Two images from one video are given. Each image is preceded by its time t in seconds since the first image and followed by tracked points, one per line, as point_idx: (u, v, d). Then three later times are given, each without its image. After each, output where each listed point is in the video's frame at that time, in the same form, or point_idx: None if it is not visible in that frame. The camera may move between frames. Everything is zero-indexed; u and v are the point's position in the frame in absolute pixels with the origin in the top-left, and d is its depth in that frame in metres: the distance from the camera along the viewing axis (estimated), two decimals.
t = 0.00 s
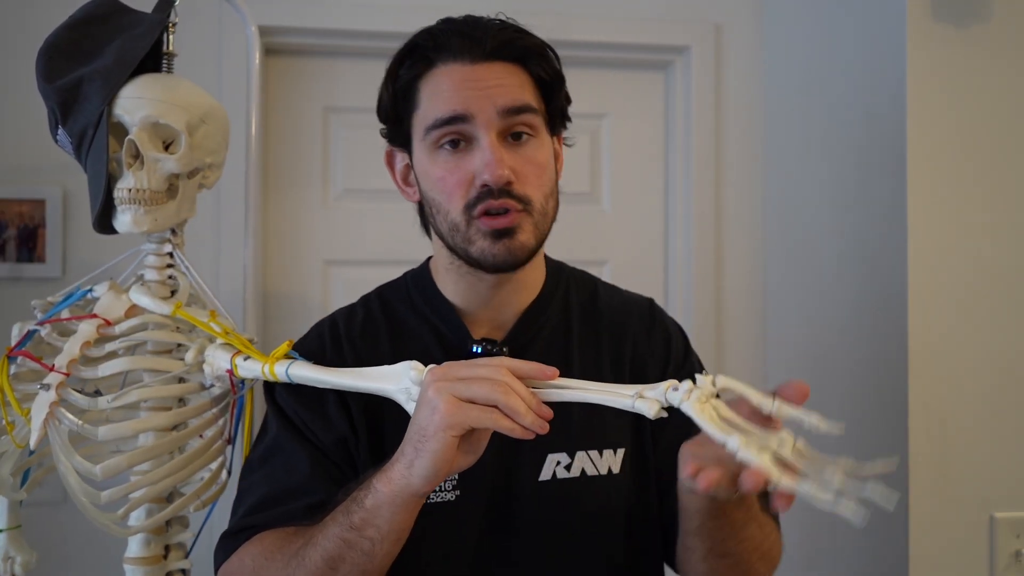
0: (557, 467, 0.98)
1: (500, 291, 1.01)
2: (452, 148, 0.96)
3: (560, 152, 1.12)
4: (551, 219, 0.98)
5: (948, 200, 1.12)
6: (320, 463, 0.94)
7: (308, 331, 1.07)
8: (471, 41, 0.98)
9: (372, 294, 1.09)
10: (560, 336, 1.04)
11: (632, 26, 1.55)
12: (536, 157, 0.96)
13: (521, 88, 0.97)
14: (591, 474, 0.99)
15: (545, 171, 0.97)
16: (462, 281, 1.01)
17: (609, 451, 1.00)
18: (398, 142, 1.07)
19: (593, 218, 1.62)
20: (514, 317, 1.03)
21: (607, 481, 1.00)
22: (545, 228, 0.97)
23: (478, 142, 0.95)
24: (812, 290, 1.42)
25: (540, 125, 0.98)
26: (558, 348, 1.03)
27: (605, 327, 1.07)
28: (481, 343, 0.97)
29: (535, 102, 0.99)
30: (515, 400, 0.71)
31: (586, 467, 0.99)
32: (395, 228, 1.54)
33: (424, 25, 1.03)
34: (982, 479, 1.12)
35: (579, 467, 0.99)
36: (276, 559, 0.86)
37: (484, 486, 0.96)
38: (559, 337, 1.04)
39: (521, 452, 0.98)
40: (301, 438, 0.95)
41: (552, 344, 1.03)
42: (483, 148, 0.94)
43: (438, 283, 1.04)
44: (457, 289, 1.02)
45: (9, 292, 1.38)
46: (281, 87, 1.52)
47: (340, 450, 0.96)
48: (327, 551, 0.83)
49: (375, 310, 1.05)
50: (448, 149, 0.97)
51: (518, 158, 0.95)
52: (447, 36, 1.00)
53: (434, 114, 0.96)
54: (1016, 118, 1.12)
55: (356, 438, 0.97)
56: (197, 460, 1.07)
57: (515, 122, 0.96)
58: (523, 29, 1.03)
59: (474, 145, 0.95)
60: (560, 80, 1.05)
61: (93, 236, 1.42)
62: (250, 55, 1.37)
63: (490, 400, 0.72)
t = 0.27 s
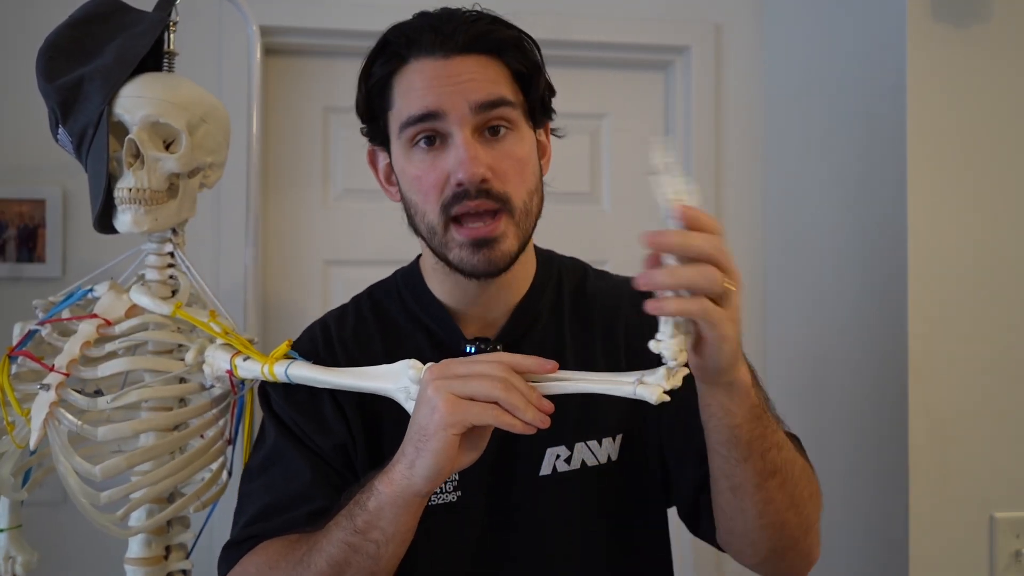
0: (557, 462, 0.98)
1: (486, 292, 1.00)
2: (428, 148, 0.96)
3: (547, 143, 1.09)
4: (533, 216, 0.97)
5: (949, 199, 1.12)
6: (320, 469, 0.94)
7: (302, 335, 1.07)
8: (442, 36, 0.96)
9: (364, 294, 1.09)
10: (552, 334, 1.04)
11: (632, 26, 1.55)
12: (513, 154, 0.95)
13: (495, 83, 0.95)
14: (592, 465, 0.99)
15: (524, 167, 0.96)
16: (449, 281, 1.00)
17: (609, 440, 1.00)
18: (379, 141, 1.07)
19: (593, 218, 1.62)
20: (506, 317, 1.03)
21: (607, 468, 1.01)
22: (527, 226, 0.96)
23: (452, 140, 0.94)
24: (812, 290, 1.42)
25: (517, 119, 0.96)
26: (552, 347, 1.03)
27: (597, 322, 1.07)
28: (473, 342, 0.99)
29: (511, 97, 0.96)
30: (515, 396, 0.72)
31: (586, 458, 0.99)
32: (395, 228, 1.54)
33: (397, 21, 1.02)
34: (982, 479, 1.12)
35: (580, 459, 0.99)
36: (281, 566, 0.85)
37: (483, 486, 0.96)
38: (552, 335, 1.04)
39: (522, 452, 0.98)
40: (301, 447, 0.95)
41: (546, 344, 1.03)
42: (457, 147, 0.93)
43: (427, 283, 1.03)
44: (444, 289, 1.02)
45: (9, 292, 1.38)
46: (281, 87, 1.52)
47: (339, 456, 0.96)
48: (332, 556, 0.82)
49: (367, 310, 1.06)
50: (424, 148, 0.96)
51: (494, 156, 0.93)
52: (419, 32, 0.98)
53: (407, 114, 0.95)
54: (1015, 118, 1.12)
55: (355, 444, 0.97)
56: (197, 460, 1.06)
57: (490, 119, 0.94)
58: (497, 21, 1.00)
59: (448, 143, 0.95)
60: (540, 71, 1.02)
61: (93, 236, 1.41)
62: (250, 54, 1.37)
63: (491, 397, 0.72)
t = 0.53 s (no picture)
0: (558, 470, 0.98)
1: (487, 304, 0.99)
2: (427, 175, 0.93)
3: (550, 153, 1.06)
4: (532, 241, 0.96)
5: (948, 200, 1.12)
6: (321, 473, 0.93)
7: (302, 339, 1.06)
8: (440, 59, 0.91)
9: (365, 295, 1.09)
10: (555, 338, 1.03)
11: (632, 26, 1.55)
12: (514, 183, 0.92)
13: (495, 112, 0.90)
14: (592, 473, 1.00)
15: (525, 195, 0.93)
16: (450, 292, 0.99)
17: (609, 448, 1.01)
18: (375, 154, 1.03)
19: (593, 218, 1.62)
20: (507, 324, 1.02)
21: (606, 475, 1.01)
22: (527, 251, 0.95)
23: (451, 171, 0.91)
24: (812, 290, 1.42)
25: (519, 146, 0.93)
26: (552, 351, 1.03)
27: (601, 325, 1.06)
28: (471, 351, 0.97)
29: (512, 122, 0.92)
30: (509, 404, 0.72)
31: (587, 466, 0.99)
32: (395, 227, 1.54)
33: (392, 36, 0.96)
34: (982, 479, 1.12)
35: (580, 467, 0.99)
36: (281, 570, 0.85)
37: (483, 486, 0.96)
38: (554, 340, 1.03)
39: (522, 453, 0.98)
40: (300, 449, 0.95)
41: (548, 349, 1.03)
42: (456, 181, 0.90)
43: (425, 285, 1.03)
44: (444, 297, 1.01)
45: (9, 292, 1.38)
46: (281, 87, 1.52)
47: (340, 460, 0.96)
48: (329, 563, 0.82)
49: (367, 312, 1.06)
50: (423, 176, 0.93)
51: (494, 187, 0.91)
52: (415, 54, 0.93)
53: (403, 142, 0.92)
54: (1015, 118, 1.12)
55: (356, 449, 0.97)
56: (196, 460, 1.06)
57: (491, 149, 0.91)
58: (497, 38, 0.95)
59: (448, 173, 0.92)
60: (542, 89, 0.98)
61: (94, 236, 1.41)
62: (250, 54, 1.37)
63: (485, 405, 0.72)
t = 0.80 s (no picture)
0: (558, 470, 0.98)
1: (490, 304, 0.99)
2: (432, 175, 0.93)
3: (553, 154, 1.06)
4: (536, 242, 0.96)
5: (948, 200, 1.12)
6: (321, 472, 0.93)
7: (306, 336, 1.07)
8: (445, 60, 0.91)
9: (368, 295, 1.09)
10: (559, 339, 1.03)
11: (632, 26, 1.55)
12: (519, 185, 0.92)
13: (500, 113, 0.90)
14: (593, 474, 0.99)
15: (529, 197, 0.93)
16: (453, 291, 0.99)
17: (610, 449, 1.01)
18: (379, 152, 1.03)
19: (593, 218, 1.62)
20: (509, 323, 1.02)
21: (607, 476, 1.01)
22: (531, 252, 0.95)
23: (456, 172, 0.91)
24: (812, 290, 1.42)
25: (524, 149, 0.93)
26: (554, 350, 1.03)
27: (603, 325, 1.06)
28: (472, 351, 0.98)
29: (518, 124, 0.92)
30: (506, 402, 0.72)
31: (588, 467, 0.99)
32: (395, 227, 1.55)
33: (397, 35, 0.96)
34: (982, 479, 1.12)
35: (581, 467, 0.99)
36: (280, 568, 0.85)
37: (483, 486, 0.97)
38: (558, 339, 1.03)
39: (522, 453, 0.98)
40: (302, 448, 0.95)
41: (550, 349, 1.03)
42: (460, 182, 0.90)
43: (428, 285, 1.03)
44: (448, 296, 1.00)
45: (9, 292, 1.38)
46: (281, 87, 1.52)
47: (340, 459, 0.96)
48: (326, 559, 0.82)
49: (371, 312, 1.06)
50: (428, 176, 0.93)
51: (499, 188, 0.91)
52: (420, 54, 0.92)
53: (408, 142, 0.92)
54: (1015, 118, 1.12)
55: (357, 448, 0.97)
56: (195, 460, 1.06)
57: (496, 151, 0.91)
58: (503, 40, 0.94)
59: (453, 174, 0.92)
60: (547, 91, 0.97)
61: (94, 236, 1.42)
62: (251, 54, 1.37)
63: (481, 404, 0.72)
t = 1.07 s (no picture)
0: (576, 487, 0.94)
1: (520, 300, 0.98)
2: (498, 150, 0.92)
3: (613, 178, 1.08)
4: (583, 252, 0.97)
5: (946, 200, 1.12)
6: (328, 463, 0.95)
7: (333, 326, 1.06)
8: (554, 44, 0.92)
9: (402, 286, 1.08)
10: (593, 338, 1.01)
11: (632, 26, 1.55)
12: (581, 187, 0.93)
13: (586, 108, 0.92)
14: (611, 497, 0.95)
15: (588, 203, 0.94)
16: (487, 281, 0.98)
17: (634, 473, 0.95)
18: (450, 121, 1.02)
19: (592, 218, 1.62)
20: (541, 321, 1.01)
21: (628, 504, 0.95)
22: (575, 260, 0.95)
23: (527, 152, 0.91)
24: (812, 291, 1.42)
25: (596, 153, 0.95)
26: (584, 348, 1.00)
27: (629, 327, 1.05)
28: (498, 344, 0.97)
29: (600, 125, 0.95)
30: (474, 468, 0.60)
31: (607, 488, 0.95)
32: (395, 227, 1.55)
33: (511, 13, 0.96)
34: (982, 479, 1.12)
35: (600, 487, 0.95)
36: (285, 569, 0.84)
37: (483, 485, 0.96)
38: (594, 338, 1.01)
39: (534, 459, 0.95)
40: (316, 439, 0.96)
41: (582, 352, 1.00)
42: (529, 163, 0.90)
43: (467, 281, 1.02)
44: (482, 286, 1.00)
45: (9, 292, 1.38)
46: (281, 87, 1.52)
47: (355, 452, 0.96)
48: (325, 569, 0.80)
49: (401, 306, 1.04)
50: (495, 150, 0.93)
51: (562, 181, 0.92)
52: (530, 33, 0.93)
53: (491, 111, 0.92)
54: (1015, 119, 1.13)
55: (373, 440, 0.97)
56: (193, 460, 1.06)
57: (571, 141, 0.92)
58: (611, 44, 0.97)
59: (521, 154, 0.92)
60: (635, 109, 1.01)
61: (94, 236, 1.42)
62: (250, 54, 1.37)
63: (451, 463, 0.61)
